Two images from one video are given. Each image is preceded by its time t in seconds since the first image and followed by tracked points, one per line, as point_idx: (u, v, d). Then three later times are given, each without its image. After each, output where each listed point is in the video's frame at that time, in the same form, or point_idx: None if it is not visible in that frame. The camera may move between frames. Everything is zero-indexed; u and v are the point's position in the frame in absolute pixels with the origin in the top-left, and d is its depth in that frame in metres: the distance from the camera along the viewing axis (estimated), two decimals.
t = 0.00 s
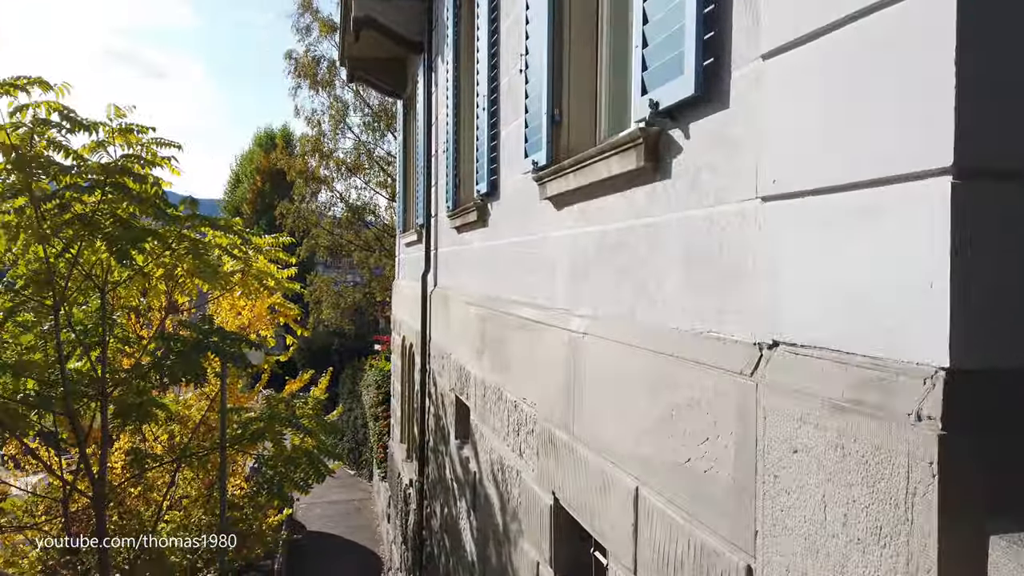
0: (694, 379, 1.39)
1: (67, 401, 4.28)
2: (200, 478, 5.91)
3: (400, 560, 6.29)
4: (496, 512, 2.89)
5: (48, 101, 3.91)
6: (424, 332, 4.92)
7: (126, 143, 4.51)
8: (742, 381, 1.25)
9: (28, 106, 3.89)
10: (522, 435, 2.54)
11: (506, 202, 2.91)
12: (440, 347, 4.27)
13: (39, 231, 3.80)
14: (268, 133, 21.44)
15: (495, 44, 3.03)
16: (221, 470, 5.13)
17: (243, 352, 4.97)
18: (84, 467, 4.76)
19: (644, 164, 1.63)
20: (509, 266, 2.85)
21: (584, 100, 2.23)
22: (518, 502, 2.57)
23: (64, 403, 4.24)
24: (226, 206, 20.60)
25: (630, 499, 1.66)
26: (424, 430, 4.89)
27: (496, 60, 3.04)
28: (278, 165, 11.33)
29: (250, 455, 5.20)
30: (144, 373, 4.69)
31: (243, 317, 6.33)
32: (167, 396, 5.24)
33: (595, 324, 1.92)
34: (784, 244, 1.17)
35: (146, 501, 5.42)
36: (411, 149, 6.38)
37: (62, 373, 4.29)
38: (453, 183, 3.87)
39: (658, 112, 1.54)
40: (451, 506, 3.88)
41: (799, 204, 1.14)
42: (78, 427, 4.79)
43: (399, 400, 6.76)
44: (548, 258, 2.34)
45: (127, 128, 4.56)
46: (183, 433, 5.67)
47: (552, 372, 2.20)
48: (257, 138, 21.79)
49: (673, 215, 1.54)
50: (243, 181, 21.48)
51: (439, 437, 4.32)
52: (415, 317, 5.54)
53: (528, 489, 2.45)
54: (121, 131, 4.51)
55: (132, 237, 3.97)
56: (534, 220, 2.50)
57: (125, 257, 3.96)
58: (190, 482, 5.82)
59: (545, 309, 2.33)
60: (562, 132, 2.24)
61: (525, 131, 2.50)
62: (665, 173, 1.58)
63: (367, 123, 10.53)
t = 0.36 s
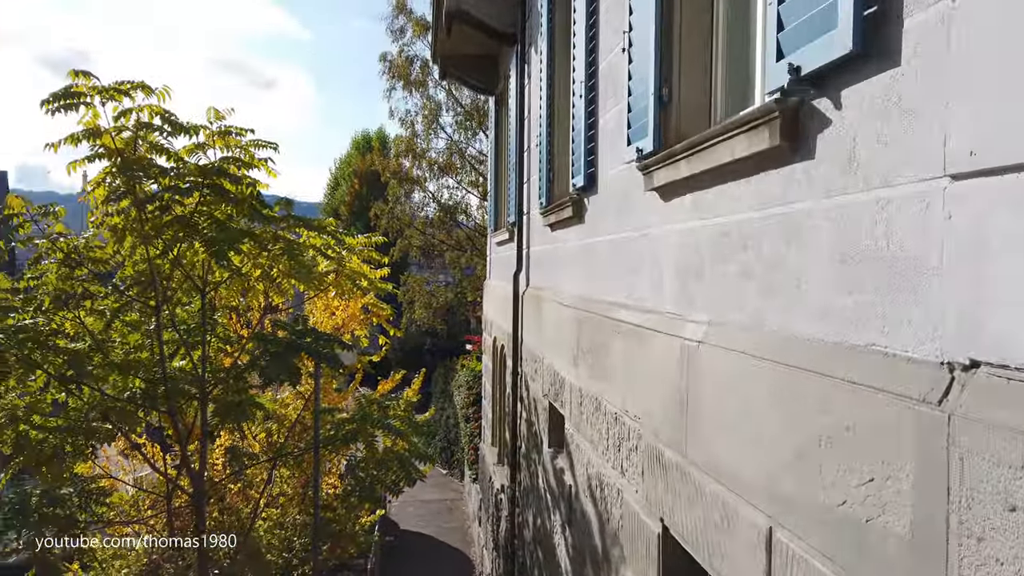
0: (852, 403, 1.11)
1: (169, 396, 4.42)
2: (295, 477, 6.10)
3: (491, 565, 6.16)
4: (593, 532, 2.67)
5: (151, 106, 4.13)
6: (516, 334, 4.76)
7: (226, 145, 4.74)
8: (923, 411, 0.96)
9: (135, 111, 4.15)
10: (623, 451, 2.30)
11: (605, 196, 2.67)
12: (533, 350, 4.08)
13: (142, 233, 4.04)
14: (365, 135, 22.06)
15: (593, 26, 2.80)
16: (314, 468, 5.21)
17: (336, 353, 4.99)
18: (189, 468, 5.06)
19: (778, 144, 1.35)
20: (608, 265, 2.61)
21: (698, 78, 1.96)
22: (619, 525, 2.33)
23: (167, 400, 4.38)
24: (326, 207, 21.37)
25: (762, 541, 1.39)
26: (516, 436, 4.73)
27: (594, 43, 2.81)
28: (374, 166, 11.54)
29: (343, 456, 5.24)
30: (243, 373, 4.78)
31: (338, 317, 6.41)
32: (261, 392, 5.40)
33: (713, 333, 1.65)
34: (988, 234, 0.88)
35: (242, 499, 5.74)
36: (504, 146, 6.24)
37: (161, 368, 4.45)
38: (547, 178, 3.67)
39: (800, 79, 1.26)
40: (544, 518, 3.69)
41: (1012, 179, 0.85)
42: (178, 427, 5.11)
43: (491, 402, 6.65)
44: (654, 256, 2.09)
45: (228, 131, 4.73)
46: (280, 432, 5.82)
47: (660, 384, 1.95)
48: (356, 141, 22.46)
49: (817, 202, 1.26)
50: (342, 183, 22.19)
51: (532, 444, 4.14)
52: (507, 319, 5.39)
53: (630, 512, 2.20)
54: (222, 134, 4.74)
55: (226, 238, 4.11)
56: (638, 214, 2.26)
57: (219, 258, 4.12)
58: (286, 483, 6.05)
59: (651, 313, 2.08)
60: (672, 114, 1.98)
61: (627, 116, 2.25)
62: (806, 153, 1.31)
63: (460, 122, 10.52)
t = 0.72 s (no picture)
0: (987, 422, 0.85)
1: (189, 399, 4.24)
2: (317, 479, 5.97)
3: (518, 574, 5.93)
4: (633, 551, 2.41)
5: (168, 97, 3.98)
6: (546, 333, 4.53)
7: (246, 139, 4.59)
8: None
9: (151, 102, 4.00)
10: (669, 464, 2.04)
11: (647, 182, 2.43)
12: (564, 351, 3.84)
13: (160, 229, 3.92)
14: (392, 135, 22.00)
15: None
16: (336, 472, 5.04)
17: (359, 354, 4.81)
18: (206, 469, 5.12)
19: (879, 102, 1.10)
20: (652, 257, 2.36)
21: (760, 40, 1.72)
22: (664, 547, 2.08)
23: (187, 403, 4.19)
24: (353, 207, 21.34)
25: None
26: (545, 442, 4.50)
27: (635, 16, 2.57)
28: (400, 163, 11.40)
29: (366, 459, 5.05)
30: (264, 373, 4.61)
31: (362, 317, 6.25)
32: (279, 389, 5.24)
33: (784, 332, 1.40)
34: None
35: (263, 502, 5.65)
36: (533, 140, 6.02)
37: (179, 368, 4.30)
38: (580, 167, 3.43)
39: (913, 17, 1.01)
40: (576, 530, 3.46)
41: None
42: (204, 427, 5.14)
43: (518, 404, 6.43)
44: (708, 244, 1.84)
45: (248, 124, 4.58)
46: (302, 434, 5.66)
47: (716, 389, 1.70)
48: (382, 141, 22.41)
49: (932, 167, 1.00)
50: (368, 183, 22.15)
51: (563, 451, 3.91)
52: (535, 318, 5.17)
53: (677, 533, 1.95)
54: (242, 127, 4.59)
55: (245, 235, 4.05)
56: (687, 200, 2.01)
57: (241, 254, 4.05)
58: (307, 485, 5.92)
59: (703, 310, 1.84)
60: (729, 85, 1.74)
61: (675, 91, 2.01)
62: (913, 112, 1.06)
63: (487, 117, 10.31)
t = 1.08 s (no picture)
0: None
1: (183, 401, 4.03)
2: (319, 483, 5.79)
3: None
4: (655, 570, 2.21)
5: (162, 85, 3.79)
6: (556, 333, 4.32)
7: (244, 131, 4.41)
8: None
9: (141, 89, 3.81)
10: (698, 476, 1.83)
11: (670, 167, 2.22)
12: (576, 351, 3.64)
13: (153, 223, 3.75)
14: (398, 133, 21.83)
15: None
16: (337, 477, 4.84)
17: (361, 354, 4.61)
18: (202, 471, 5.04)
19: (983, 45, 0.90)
20: (676, 248, 2.15)
21: None
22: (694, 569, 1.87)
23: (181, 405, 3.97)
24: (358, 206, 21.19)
25: None
26: (556, 447, 4.29)
27: None
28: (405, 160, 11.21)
29: (368, 464, 4.86)
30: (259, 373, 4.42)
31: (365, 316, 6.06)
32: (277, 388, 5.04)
33: (847, 329, 1.19)
34: None
35: (263, 508, 5.46)
36: (542, 133, 5.81)
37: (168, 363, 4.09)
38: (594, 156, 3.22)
39: None
40: (591, 541, 3.25)
41: None
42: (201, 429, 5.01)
43: (526, 407, 6.23)
44: (746, 230, 1.63)
45: (245, 114, 4.40)
46: (303, 437, 5.48)
47: (758, 394, 1.49)
48: (387, 139, 22.24)
49: None
50: (374, 182, 21.99)
51: (575, 457, 3.70)
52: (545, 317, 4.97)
53: (709, 556, 1.74)
54: (239, 119, 4.40)
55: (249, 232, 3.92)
56: (719, 183, 1.80)
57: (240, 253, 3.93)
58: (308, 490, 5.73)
59: (741, 304, 1.63)
60: (773, 50, 1.53)
61: (706, 61, 1.80)
62: None
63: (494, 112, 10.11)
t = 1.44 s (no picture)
0: None
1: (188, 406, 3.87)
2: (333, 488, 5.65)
3: None
4: None
5: (168, 77, 3.66)
6: (576, 333, 4.14)
7: (254, 125, 4.27)
8: None
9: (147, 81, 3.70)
10: (744, 494, 1.64)
11: (707, 152, 2.03)
12: (599, 353, 3.46)
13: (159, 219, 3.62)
14: (413, 133, 21.73)
15: None
16: (350, 482, 4.69)
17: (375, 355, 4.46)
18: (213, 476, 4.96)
19: None
20: (714, 241, 1.96)
21: None
22: None
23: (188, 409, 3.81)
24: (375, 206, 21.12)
25: None
26: (577, 452, 4.11)
27: None
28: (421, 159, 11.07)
29: (383, 469, 4.70)
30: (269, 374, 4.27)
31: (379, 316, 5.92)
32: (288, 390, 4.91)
33: (940, 329, 1.00)
34: None
35: (276, 514, 5.33)
36: (561, 127, 5.63)
37: (175, 362, 3.96)
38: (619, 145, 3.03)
39: None
40: (616, 555, 3.07)
41: None
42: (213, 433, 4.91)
43: (545, 410, 6.05)
44: (802, 217, 1.44)
45: (255, 108, 4.26)
46: (316, 440, 5.34)
47: (819, 403, 1.30)
48: (403, 140, 22.16)
49: None
50: (390, 183, 21.94)
51: (598, 464, 3.51)
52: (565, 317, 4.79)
53: None
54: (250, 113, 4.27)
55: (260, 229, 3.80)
56: (767, 166, 1.61)
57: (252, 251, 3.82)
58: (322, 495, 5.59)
59: (796, 301, 1.43)
60: (835, 9, 1.34)
61: (752, 30, 1.61)
62: None
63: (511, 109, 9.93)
